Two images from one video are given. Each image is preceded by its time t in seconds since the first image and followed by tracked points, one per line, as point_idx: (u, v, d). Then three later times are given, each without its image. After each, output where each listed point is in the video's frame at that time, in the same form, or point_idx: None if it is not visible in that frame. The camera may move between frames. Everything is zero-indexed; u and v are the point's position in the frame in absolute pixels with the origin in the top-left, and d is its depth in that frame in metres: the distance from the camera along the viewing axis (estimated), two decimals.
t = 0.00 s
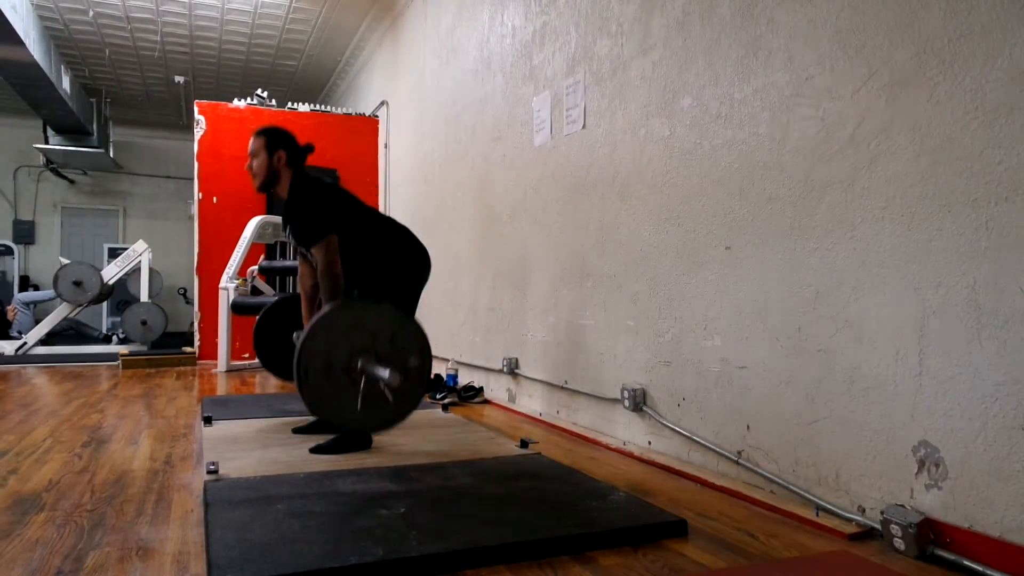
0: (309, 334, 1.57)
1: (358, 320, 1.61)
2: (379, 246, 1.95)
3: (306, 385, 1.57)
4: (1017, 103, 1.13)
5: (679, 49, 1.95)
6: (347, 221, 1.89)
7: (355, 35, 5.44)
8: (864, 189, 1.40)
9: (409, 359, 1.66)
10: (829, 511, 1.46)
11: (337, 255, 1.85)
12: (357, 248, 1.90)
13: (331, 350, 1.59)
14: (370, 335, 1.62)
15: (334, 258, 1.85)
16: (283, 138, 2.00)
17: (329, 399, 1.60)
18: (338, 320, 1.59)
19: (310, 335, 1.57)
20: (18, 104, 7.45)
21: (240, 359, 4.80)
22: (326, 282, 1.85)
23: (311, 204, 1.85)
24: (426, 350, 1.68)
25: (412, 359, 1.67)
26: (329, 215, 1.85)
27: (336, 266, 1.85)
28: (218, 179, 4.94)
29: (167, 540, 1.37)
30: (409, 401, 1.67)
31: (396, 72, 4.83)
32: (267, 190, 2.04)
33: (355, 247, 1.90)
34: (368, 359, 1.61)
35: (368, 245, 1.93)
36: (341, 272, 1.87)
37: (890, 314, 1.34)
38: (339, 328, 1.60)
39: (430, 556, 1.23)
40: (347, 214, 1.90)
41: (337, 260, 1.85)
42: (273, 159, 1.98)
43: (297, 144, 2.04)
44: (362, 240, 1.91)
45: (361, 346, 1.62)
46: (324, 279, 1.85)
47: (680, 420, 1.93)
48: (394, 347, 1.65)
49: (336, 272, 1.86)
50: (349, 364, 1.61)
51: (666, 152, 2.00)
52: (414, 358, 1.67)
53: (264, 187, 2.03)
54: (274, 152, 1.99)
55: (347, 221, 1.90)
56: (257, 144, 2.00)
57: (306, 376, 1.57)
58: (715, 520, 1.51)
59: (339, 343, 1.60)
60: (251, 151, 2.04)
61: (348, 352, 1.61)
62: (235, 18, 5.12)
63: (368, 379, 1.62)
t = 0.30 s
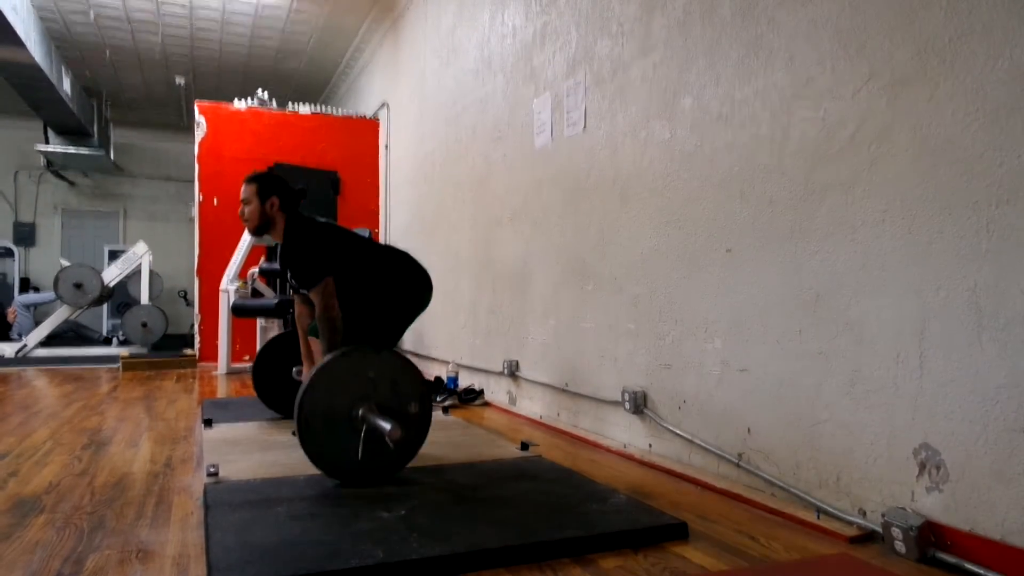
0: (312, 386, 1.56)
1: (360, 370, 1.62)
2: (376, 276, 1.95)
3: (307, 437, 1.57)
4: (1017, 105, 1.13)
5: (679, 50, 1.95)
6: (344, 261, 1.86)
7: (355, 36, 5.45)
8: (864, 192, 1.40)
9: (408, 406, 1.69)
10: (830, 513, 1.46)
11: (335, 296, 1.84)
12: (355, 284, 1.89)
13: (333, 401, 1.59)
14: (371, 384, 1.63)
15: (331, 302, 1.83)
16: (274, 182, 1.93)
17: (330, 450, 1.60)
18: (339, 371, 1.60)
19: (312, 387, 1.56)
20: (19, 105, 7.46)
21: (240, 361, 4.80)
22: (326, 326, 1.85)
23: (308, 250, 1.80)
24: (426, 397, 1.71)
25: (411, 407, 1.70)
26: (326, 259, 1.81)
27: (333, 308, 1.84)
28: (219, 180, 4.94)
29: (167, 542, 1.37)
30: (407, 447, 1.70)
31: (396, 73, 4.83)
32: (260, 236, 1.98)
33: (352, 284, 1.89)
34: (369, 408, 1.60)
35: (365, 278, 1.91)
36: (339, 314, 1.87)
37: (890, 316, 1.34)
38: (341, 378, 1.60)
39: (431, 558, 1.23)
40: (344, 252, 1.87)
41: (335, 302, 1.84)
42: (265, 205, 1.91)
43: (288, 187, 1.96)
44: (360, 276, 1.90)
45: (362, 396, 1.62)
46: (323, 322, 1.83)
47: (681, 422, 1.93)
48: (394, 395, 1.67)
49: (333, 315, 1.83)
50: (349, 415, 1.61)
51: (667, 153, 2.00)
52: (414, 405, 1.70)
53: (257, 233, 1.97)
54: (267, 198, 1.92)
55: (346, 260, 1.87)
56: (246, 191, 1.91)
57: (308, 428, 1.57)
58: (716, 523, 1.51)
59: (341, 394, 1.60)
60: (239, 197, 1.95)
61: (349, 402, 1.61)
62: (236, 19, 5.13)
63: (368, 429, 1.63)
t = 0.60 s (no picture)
0: (319, 321, 1.73)
1: (366, 310, 1.78)
2: (380, 236, 1.99)
3: (312, 367, 1.73)
4: (1017, 99, 1.13)
5: (679, 44, 1.94)
6: (347, 211, 1.96)
7: (355, 29, 5.43)
8: (864, 185, 1.40)
9: (413, 349, 1.82)
10: (829, 503, 1.46)
11: (335, 243, 1.94)
12: (357, 236, 1.97)
13: (338, 337, 1.75)
14: (377, 323, 1.79)
15: (332, 248, 1.94)
16: (287, 127, 2.06)
17: (334, 383, 1.75)
18: (346, 308, 1.76)
19: (320, 321, 1.73)
20: (18, 98, 7.44)
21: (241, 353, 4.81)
22: (328, 271, 1.95)
23: (312, 195, 1.91)
24: (431, 343, 1.84)
25: (417, 350, 1.83)
26: (327, 205, 1.93)
27: (335, 255, 1.95)
28: (219, 173, 4.94)
29: (169, 533, 1.38)
30: (412, 389, 1.83)
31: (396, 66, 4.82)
32: (268, 177, 2.12)
33: (354, 235, 1.97)
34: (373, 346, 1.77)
35: (367, 233, 1.98)
36: (341, 260, 1.96)
37: (890, 308, 1.34)
38: (347, 316, 1.76)
39: (431, 548, 1.23)
40: (347, 203, 1.98)
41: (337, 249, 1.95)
42: (275, 148, 2.05)
43: (301, 134, 2.09)
44: (361, 229, 1.97)
45: (367, 334, 1.78)
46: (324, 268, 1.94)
47: (680, 413, 1.94)
48: (400, 336, 1.81)
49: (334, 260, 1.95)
50: (355, 350, 1.76)
51: (667, 147, 2.00)
52: (420, 349, 1.83)
53: (263, 173, 2.10)
54: (276, 142, 2.05)
55: (348, 211, 1.97)
56: (259, 132, 2.05)
57: (313, 359, 1.73)
58: (715, 513, 1.51)
59: (346, 331, 1.75)
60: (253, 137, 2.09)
61: (355, 339, 1.76)
62: (235, 12, 5.11)
63: (373, 366, 1.77)
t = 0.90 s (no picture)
0: (319, 247, 1.74)
1: (367, 242, 1.79)
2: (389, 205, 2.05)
3: (310, 293, 1.73)
4: (1017, 104, 1.13)
5: (679, 51, 1.95)
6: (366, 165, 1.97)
7: (354, 36, 5.44)
8: (864, 191, 1.40)
9: (411, 284, 1.85)
10: (830, 512, 1.46)
11: (348, 189, 1.91)
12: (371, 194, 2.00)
13: (337, 266, 1.76)
14: (377, 257, 1.80)
15: (343, 191, 1.90)
16: (343, 71, 2.06)
17: (330, 311, 1.76)
18: (347, 237, 1.77)
19: (319, 248, 1.74)
20: (17, 106, 7.44)
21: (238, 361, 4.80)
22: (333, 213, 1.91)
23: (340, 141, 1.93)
24: (429, 280, 1.87)
25: (414, 287, 1.85)
26: (347, 153, 1.92)
27: (345, 201, 1.92)
28: (217, 181, 4.94)
29: (166, 541, 1.37)
30: (407, 325, 1.84)
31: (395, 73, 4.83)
32: (309, 109, 2.10)
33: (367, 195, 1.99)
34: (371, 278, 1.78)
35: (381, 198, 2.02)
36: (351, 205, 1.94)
37: (890, 315, 1.34)
38: (347, 246, 1.77)
39: (431, 556, 1.23)
40: (363, 160, 1.97)
41: (346, 193, 1.91)
42: (326, 85, 2.03)
43: (354, 83, 2.09)
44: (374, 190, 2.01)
45: (366, 266, 1.79)
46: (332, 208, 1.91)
47: (680, 421, 1.93)
48: (400, 271, 1.83)
49: (342, 205, 1.91)
50: (352, 282, 1.78)
51: (667, 154, 2.00)
52: (417, 286, 1.86)
53: (309, 106, 2.08)
54: (331, 81, 2.04)
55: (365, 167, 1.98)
56: (318, 66, 2.05)
57: (311, 286, 1.73)
58: (716, 522, 1.51)
59: (345, 261, 1.77)
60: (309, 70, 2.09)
61: (353, 270, 1.78)
62: (234, 20, 5.12)
63: (370, 298, 1.79)
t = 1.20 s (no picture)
0: (312, 218, 1.70)
1: (360, 216, 1.76)
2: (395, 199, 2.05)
3: (299, 265, 1.68)
4: (1018, 102, 1.13)
5: (679, 49, 1.95)
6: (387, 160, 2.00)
7: (355, 34, 5.44)
8: (865, 190, 1.40)
9: (402, 264, 1.81)
10: (830, 511, 1.46)
11: (368, 178, 1.87)
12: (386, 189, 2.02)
13: (328, 239, 1.72)
14: (369, 232, 1.77)
15: (364, 176, 1.85)
16: (379, 66, 2.07)
17: (318, 285, 1.71)
18: (340, 210, 1.74)
19: (312, 218, 1.70)
20: (18, 104, 7.44)
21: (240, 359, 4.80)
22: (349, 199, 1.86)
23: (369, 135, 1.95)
24: (420, 261, 1.83)
25: (405, 267, 1.82)
26: (374, 146, 1.95)
27: (362, 184, 1.87)
28: (218, 179, 4.94)
29: (167, 540, 1.37)
30: (395, 305, 1.80)
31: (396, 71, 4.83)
32: (346, 106, 2.09)
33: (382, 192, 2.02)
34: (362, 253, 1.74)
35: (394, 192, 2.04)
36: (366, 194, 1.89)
37: (890, 314, 1.34)
38: (340, 219, 1.73)
39: (431, 556, 1.23)
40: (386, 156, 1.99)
41: (367, 179, 1.86)
42: (365, 80, 2.04)
43: (389, 80, 2.10)
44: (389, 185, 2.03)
45: (358, 241, 1.75)
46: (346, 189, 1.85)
47: (680, 420, 1.93)
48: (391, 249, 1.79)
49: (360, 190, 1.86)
50: (343, 257, 1.74)
51: (667, 152, 2.00)
52: (408, 267, 1.82)
53: (348, 106, 2.09)
54: (367, 75, 2.05)
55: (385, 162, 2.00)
56: (355, 61, 2.06)
57: (300, 257, 1.69)
58: (716, 520, 1.50)
59: (337, 234, 1.73)
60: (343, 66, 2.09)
61: (345, 244, 1.74)
62: (235, 17, 5.12)
63: (360, 274, 1.75)
